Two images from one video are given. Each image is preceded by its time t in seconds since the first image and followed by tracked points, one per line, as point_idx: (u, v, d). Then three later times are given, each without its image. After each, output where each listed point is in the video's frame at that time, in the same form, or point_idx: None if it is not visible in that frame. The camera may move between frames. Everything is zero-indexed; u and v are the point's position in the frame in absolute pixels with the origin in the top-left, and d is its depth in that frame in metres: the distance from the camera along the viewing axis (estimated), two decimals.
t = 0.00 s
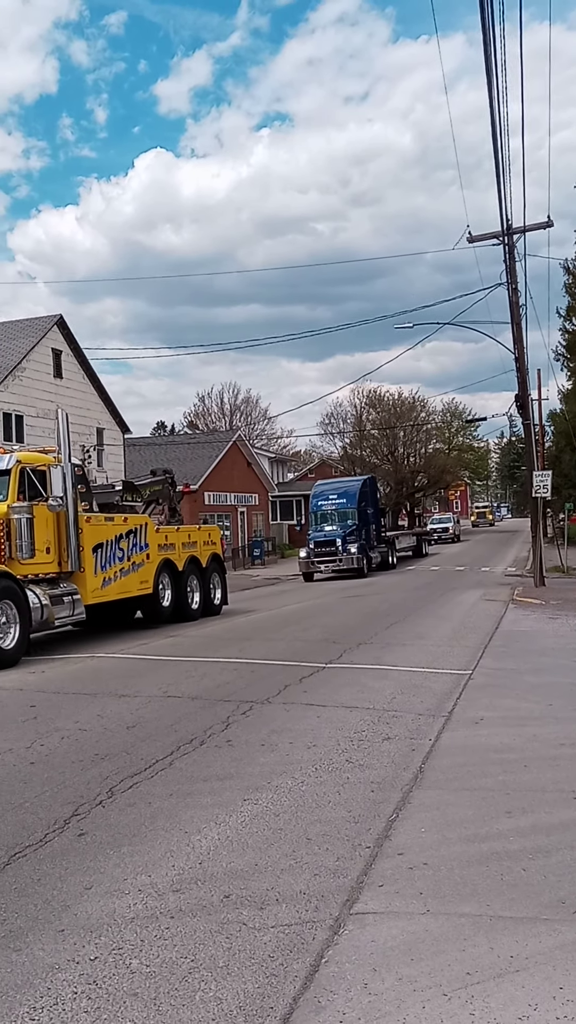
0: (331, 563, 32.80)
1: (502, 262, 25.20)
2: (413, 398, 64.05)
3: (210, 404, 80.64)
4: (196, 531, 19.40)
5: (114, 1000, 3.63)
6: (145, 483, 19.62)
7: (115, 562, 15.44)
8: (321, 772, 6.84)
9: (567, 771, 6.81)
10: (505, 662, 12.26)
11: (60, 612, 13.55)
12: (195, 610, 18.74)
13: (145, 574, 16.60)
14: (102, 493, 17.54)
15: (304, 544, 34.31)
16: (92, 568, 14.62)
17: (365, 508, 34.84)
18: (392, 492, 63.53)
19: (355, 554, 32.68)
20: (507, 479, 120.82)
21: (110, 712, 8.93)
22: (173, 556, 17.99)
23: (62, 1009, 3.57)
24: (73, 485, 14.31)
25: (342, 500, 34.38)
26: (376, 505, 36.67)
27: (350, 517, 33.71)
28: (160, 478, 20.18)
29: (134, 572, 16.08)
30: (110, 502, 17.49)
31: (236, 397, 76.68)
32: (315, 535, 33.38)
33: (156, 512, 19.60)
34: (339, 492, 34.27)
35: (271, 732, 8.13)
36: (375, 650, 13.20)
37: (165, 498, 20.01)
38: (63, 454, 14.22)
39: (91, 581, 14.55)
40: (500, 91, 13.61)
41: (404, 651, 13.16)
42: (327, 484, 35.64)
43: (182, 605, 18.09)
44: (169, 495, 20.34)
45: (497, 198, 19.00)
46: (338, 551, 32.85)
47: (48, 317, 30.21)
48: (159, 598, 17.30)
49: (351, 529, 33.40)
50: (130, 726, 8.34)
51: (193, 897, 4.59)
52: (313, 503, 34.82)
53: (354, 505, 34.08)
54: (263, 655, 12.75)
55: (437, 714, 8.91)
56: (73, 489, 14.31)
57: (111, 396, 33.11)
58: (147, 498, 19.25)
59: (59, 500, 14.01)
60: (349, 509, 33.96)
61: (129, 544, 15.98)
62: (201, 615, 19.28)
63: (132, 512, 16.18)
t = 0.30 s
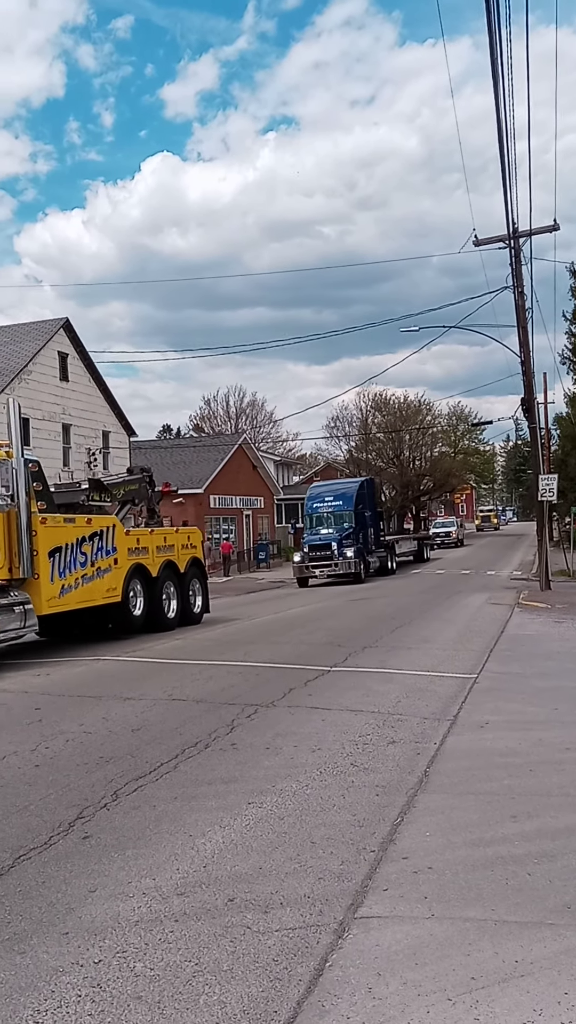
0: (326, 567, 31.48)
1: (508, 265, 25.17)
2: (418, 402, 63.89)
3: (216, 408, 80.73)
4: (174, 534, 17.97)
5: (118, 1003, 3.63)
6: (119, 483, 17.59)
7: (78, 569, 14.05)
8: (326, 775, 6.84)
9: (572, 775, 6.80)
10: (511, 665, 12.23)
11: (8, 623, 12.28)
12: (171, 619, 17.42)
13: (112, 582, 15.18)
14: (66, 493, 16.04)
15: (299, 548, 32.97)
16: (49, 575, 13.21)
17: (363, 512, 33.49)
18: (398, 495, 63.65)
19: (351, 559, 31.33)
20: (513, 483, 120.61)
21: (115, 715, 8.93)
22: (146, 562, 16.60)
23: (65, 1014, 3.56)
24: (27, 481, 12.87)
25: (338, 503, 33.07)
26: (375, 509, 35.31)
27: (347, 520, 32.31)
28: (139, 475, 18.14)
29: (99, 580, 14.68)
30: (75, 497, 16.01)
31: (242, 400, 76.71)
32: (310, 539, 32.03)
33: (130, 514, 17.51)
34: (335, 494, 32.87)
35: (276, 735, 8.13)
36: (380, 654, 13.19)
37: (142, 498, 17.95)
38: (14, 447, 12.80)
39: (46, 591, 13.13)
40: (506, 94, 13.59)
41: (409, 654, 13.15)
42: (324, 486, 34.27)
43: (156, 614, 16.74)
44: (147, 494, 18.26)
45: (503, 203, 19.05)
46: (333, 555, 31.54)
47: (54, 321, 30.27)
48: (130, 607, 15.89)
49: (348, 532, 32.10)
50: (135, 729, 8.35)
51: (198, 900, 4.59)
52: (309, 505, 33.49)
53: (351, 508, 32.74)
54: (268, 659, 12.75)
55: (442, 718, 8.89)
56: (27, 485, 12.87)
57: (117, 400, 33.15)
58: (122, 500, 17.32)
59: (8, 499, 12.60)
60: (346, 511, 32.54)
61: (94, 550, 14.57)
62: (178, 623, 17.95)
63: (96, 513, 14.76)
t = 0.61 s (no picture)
0: (320, 572, 30.52)
1: (513, 268, 25.17)
2: (423, 404, 63.83)
3: (221, 410, 80.79)
4: (146, 535, 16.74)
5: (121, 1006, 3.62)
6: (85, 481, 17.11)
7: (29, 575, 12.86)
8: (330, 779, 6.84)
9: None
10: (516, 669, 12.21)
11: None
12: (139, 630, 16.10)
13: (71, 588, 13.98)
14: (22, 493, 15.31)
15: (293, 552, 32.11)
16: None
17: (360, 514, 32.58)
18: (403, 498, 64.05)
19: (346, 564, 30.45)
20: (518, 486, 120.50)
21: (119, 718, 8.95)
22: (113, 566, 15.40)
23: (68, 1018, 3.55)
24: None
25: (334, 505, 32.07)
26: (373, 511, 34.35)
27: (342, 523, 31.45)
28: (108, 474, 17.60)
29: (54, 587, 13.48)
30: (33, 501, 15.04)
31: (247, 403, 76.76)
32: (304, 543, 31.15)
33: (101, 512, 16.92)
34: (331, 496, 32.01)
35: (280, 738, 8.13)
36: (385, 657, 13.17)
37: (114, 496, 17.33)
38: None
39: None
40: (512, 96, 13.59)
41: (414, 657, 13.14)
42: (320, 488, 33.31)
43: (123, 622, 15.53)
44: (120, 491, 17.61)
45: (509, 206, 19.05)
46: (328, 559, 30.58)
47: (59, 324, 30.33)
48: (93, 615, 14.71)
49: (344, 536, 31.15)
50: (139, 732, 8.36)
51: (201, 904, 4.58)
52: (304, 508, 32.54)
53: (347, 511, 31.75)
54: (272, 661, 12.75)
55: (447, 722, 8.87)
56: None
57: (122, 403, 33.18)
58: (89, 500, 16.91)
59: None
60: (342, 515, 31.68)
61: (49, 554, 13.37)
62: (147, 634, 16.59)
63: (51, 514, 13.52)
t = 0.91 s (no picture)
0: (313, 576, 29.02)
1: (517, 271, 25.19)
2: (427, 407, 63.86)
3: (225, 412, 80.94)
4: (109, 536, 15.15)
5: (125, 1007, 3.63)
6: (46, 479, 16.18)
7: None
8: (334, 781, 6.84)
9: None
10: (519, 671, 12.20)
11: None
12: (102, 640, 14.54)
13: (21, 596, 12.45)
14: None
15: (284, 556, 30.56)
16: None
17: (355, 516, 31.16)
18: (406, 501, 64.54)
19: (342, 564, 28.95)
20: (521, 488, 120.45)
21: (122, 719, 8.96)
22: (72, 571, 13.83)
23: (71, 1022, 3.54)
24: None
25: (327, 507, 30.62)
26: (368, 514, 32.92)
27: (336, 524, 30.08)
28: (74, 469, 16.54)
29: None
30: None
31: (251, 405, 76.85)
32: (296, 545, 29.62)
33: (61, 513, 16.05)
34: (324, 498, 30.71)
35: (283, 741, 8.12)
36: (388, 659, 13.18)
37: (78, 494, 16.18)
38: None
39: None
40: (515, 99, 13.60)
41: (417, 660, 13.14)
42: (313, 489, 31.93)
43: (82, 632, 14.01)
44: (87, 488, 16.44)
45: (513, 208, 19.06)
46: (321, 562, 29.10)
47: (64, 326, 30.39)
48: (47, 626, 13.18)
49: (338, 539, 29.67)
50: (142, 734, 8.35)
51: (205, 906, 4.58)
52: (295, 509, 31.10)
53: (341, 512, 30.28)
54: (275, 664, 12.74)
55: (450, 724, 8.85)
56: None
57: (126, 404, 33.19)
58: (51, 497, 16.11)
59: None
60: (335, 516, 30.33)
61: None
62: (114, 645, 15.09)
63: None
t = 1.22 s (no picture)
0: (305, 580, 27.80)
1: (521, 272, 25.14)
2: (431, 408, 63.66)
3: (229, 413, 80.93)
4: (66, 537, 13.84)
5: (129, 1008, 3.63)
6: None
7: None
8: (338, 783, 6.82)
9: None
10: (524, 673, 12.16)
11: None
12: (56, 652, 13.29)
13: None
14: None
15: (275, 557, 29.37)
16: None
17: (350, 516, 29.96)
18: (411, 502, 64.61)
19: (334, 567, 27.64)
20: (525, 489, 120.18)
21: (127, 720, 8.97)
22: (19, 577, 12.60)
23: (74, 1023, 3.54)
24: None
25: (321, 507, 29.39)
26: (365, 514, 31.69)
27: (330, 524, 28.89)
28: (32, 463, 15.27)
29: None
30: None
31: (255, 406, 76.80)
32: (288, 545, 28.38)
33: (17, 508, 14.75)
34: (318, 497, 29.51)
35: (287, 742, 8.11)
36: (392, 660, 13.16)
37: (36, 489, 15.00)
38: None
39: None
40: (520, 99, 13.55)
41: (422, 661, 13.12)
42: (307, 487, 30.71)
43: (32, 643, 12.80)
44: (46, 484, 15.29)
45: (518, 208, 19.02)
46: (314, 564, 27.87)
47: (68, 327, 30.42)
48: None
49: (332, 540, 28.39)
50: (147, 735, 8.36)
51: (209, 907, 4.59)
52: (289, 509, 29.93)
53: (335, 512, 29.08)
54: (279, 665, 12.73)
55: (454, 726, 8.83)
56: None
57: (130, 405, 33.17)
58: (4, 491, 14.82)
59: None
60: (329, 516, 29.12)
61: None
62: (65, 659, 13.53)
63: None
